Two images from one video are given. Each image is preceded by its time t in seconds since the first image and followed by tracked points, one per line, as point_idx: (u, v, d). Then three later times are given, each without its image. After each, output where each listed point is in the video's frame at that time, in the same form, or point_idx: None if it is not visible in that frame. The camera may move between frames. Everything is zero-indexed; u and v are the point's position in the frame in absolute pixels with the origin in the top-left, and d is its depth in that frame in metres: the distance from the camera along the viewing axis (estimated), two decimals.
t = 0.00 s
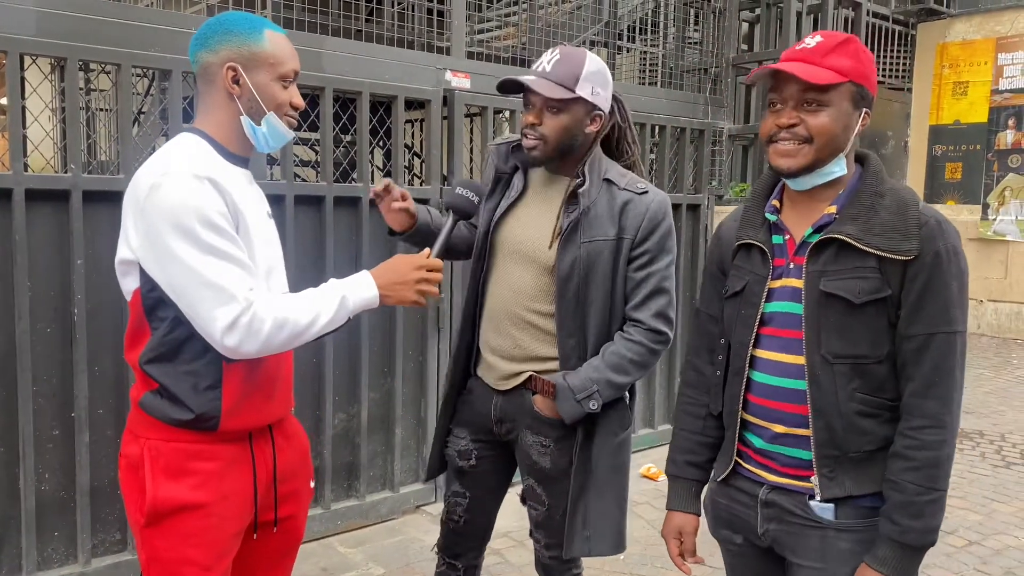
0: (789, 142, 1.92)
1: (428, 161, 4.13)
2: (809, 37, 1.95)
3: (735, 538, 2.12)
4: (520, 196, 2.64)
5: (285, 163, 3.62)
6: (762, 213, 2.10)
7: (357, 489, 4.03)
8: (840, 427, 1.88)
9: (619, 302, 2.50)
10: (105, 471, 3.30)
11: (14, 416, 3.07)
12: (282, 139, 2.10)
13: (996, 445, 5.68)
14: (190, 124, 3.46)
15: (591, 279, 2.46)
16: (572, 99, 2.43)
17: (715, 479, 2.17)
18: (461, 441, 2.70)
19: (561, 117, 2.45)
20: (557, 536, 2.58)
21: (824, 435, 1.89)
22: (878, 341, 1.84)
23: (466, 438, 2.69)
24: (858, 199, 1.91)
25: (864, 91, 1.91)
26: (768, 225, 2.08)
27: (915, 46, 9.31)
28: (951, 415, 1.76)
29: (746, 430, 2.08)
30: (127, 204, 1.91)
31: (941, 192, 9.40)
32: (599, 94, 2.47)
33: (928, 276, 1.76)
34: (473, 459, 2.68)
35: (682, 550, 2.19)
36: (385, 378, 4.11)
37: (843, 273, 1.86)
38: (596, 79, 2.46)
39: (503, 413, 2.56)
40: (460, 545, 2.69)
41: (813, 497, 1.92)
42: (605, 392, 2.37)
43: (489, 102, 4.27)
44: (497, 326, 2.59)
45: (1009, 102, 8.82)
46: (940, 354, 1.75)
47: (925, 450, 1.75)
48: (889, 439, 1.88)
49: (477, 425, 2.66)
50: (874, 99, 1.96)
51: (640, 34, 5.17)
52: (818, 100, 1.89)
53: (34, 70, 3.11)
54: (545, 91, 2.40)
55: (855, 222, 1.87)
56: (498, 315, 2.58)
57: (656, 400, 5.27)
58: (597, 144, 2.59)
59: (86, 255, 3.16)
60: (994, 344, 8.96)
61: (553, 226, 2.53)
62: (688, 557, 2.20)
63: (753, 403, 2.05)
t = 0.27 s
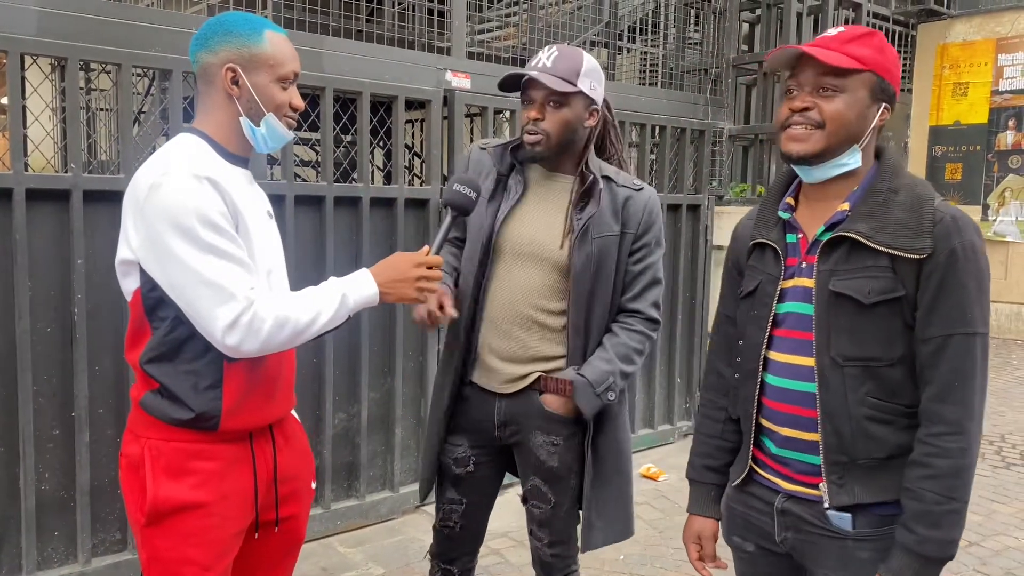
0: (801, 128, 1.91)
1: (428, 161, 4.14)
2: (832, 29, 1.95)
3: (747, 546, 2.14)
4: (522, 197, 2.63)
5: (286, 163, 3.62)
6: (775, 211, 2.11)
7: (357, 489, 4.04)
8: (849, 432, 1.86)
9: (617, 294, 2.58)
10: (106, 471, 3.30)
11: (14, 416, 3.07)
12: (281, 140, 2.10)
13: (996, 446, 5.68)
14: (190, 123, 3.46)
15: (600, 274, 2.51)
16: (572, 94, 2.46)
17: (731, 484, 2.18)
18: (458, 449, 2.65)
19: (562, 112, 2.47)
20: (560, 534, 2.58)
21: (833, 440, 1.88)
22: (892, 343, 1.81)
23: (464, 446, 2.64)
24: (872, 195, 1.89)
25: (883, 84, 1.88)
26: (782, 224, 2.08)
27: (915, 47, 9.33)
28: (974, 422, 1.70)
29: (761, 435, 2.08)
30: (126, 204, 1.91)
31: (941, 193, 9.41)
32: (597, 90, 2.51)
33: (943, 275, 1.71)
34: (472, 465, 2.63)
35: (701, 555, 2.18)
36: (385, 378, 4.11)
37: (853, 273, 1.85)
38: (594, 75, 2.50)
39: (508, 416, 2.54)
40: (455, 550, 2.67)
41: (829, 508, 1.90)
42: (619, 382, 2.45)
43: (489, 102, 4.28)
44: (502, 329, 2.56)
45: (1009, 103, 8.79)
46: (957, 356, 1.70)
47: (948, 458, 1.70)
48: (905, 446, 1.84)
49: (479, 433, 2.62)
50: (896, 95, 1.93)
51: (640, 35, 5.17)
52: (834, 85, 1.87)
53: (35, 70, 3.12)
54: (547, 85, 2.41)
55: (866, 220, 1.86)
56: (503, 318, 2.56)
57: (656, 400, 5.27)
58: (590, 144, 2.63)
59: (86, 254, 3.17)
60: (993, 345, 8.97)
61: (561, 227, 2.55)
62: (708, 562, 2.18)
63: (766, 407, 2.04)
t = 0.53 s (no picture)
0: (814, 135, 1.91)
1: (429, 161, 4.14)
2: (849, 28, 1.92)
3: (759, 547, 2.15)
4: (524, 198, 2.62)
5: (286, 163, 3.63)
6: (794, 213, 2.13)
7: (357, 489, 4.04)
8: (854, 441, 1.85)
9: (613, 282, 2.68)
10: (106, 471, 3.30)
11: (14, 415, 3.08)
12: (282, 141, 2.11)
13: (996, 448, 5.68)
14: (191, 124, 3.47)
15: (602, 265, 2.57)
16: (557, 93, 2.46)
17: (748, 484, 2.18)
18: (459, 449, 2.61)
19: (548, 112, 2.48)
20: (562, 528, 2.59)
21: (837, 448, 1.88)
22: (900, 353, 1.78)
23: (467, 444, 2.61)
24: (885, 202, 1.86)
25: (901, 85, 1.85)
26: (799, 227, 2.09)
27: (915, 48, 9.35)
28: (985, 437, 1.67)
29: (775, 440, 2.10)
30: (130, 205, 1.92)
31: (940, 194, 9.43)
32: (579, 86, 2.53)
33: (953, 286, 1.68)
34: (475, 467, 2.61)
35: (714, 553, 2.19)
36: (386, 378, 4.12)
37: (862, 280, 1.83)
38: (575, 71, 2.50)
39: (516, 415, 2.53)
40: (455, 548, 2.66)
41: (835, 515, 1.89)
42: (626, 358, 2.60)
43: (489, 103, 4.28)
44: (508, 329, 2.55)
45: (1009, 104, 8.59)
46: (966, 369, 1.67)
47: (955, 474, 1.67)
48: (911, 458, 1.82)
49: (485, 434, 2.60)
50: (916, 94, 1.90)
51: (641, 36, 5.17)
52: (848, 91, 1.86)
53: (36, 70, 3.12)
54: (530, 87, 2.42)
55: (876, 226, 1.84)
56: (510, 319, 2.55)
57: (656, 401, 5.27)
58: (580, 142, 2.65)
59: (86, 254, 3.17)
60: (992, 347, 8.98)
61: (560, 223, 2.58)
62: (721, 560, 2.18)
63: (780, 411, 2.06)
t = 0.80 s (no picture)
0: (830, 145, 1.88)
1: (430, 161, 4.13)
2: (860, 30, 1.89)
3: (775, 543, 2.14)
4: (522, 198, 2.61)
5: (286, 163, 3.63)
6: (813, 216, 2.12)
7: (357, 489, 4.03)
8: (864, 448, 1.86)
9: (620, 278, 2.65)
10: (106, 471, 3.30)
11: (13, 415, 3.07)
12: (284, 140, 2.11)
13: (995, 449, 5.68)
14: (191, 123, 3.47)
15: (605, 264, 2.55)
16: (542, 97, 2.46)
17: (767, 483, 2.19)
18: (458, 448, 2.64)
19: (536, 121, 2.47)
20: (559, 531, 2.59)
21: (849, 454, 1.88)
22: (911, 362, 1.78)
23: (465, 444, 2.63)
24: (899, 209, 1.84)
25: (917, 87, 1.81)
26: (818, 229, 2.09)
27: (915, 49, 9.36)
28: (988, 451, 1.66)
29: (792, 440, 2.12)
30: (131, 204, 1.92)
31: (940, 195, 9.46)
32: (568, 91, 2.49)
33: (963, 297, 1.67)
34: (474, 467, 2.62)
35: (730, 547, 2.23)
36: (386, 378, 4.12)
37: (874, 288, 1.84)
38: (563, 77, 2.47)
39: (512, 417, 2.55)
40: (457, 547, 2.66)
41: (850, 519, 1.89)
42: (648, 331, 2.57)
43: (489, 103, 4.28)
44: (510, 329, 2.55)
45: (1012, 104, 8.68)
46: (975, 381, 1.66)
47: (954, 487, 1.67)
48: (922, 467, 1.81)
49: (484, 434, 2.60)
50: (936, 93, 1.85)
51: (641, 36, 5.16)
52: (861, 99, 1.83)
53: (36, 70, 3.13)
54: (512, 104, 2.43)
55: (889, 233, 1.83)
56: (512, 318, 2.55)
57: (656, 401, 5.27)
58: (577, 138, 2.64)
59: (85, 254, 3.16)
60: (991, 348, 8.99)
61: (560, 221, 2.57)
62: (737, 555, 2.23)
63: (798, 414, 2.07)
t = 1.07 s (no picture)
0: (834, 155, 1.90)
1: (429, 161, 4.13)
2: (859, 37, 1.91)
3: (785, 540, 2.15)
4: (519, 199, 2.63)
5: (285, 163, 3.63)
6: (822, 220, 2.13)
7: (355, 489, 4.03)
8: (878, 452, 1.86)
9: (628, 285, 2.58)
10: (104, 471, 3.30)
11: (12, 415, 3.07)
12: (283, 140, 2.11)
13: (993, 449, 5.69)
14: (190, 123, 3.47)
15: (601, 270, 2.51)
16: (540, 96, 2.45)
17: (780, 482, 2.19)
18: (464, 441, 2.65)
19: (529, 114, 2.48)
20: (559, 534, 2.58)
21: (864, 459, 1.88)
22: (921, 368, 1.78)
23: (470, 437, 2.64)
24: (909, 212, 1.84)
25: (919, 92, 1.83)
26: (828, 234, 2.10)
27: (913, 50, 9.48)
28: (1001, 457, 1.66)
29: (805, 441, 2.12)
30: (130, 204, 1.92)
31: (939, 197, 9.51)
32: (570, 88, 2.47)
33: (971, 304, 1.68)
34: (473, 459, 2.63)
35: (744, 545, 2.23)
36: (385, 379, 4.12)
37: (882, 294, 1.84)
38: (567, 73, 2.45)
39: (514, 414, 2.55)
40: (444, 549, 2.65)
41: (864, 522, 1.89)
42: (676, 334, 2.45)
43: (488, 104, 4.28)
44: (507, 330, 2.57)
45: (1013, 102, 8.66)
46: (984, 388, 1.66)
47: (967, 492, 1.67)
48: (936, 472, 1.81)
49: (485, 431, 2.62)
50: (938, 96, 1.87)
51: (639, 37, 5.16)
52: (862, 110, 1.85)
53: (35, 70, 3.13)
54: (510, 85, 2.45)
55: (897, 240, 1.83)
56: (509, 319, 2.57)
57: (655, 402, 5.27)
58: (583, 137, 2.61)
59: (84, 254, 3.16)
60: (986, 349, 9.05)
61: (556, 223, 2.55)
62: (751, 552, 2.22)
63: (812, 416, 2.07)
